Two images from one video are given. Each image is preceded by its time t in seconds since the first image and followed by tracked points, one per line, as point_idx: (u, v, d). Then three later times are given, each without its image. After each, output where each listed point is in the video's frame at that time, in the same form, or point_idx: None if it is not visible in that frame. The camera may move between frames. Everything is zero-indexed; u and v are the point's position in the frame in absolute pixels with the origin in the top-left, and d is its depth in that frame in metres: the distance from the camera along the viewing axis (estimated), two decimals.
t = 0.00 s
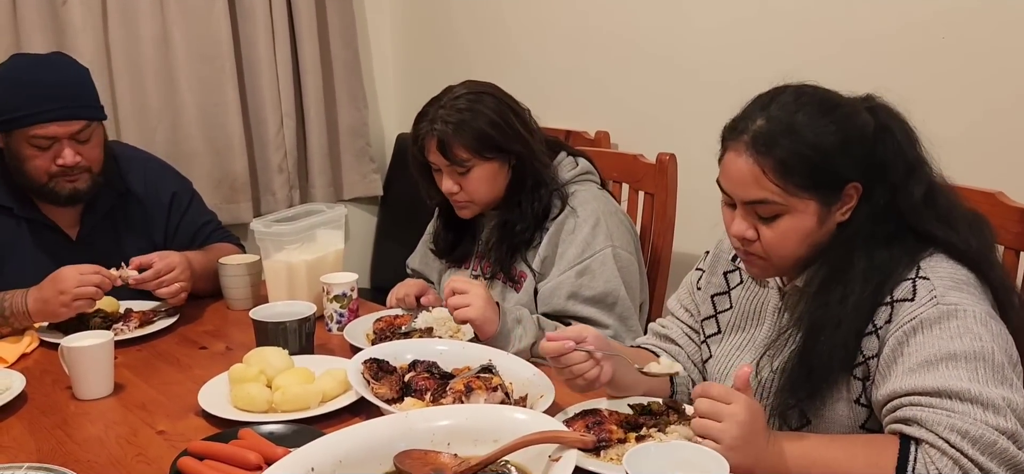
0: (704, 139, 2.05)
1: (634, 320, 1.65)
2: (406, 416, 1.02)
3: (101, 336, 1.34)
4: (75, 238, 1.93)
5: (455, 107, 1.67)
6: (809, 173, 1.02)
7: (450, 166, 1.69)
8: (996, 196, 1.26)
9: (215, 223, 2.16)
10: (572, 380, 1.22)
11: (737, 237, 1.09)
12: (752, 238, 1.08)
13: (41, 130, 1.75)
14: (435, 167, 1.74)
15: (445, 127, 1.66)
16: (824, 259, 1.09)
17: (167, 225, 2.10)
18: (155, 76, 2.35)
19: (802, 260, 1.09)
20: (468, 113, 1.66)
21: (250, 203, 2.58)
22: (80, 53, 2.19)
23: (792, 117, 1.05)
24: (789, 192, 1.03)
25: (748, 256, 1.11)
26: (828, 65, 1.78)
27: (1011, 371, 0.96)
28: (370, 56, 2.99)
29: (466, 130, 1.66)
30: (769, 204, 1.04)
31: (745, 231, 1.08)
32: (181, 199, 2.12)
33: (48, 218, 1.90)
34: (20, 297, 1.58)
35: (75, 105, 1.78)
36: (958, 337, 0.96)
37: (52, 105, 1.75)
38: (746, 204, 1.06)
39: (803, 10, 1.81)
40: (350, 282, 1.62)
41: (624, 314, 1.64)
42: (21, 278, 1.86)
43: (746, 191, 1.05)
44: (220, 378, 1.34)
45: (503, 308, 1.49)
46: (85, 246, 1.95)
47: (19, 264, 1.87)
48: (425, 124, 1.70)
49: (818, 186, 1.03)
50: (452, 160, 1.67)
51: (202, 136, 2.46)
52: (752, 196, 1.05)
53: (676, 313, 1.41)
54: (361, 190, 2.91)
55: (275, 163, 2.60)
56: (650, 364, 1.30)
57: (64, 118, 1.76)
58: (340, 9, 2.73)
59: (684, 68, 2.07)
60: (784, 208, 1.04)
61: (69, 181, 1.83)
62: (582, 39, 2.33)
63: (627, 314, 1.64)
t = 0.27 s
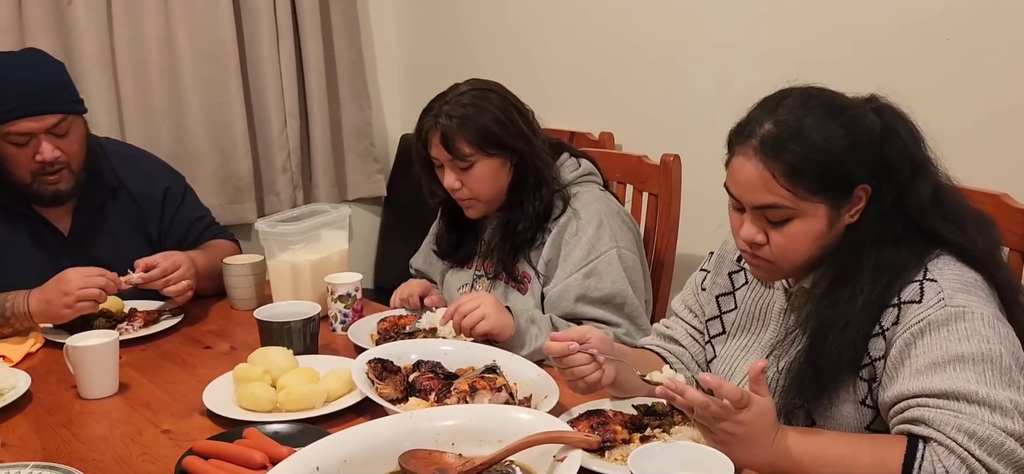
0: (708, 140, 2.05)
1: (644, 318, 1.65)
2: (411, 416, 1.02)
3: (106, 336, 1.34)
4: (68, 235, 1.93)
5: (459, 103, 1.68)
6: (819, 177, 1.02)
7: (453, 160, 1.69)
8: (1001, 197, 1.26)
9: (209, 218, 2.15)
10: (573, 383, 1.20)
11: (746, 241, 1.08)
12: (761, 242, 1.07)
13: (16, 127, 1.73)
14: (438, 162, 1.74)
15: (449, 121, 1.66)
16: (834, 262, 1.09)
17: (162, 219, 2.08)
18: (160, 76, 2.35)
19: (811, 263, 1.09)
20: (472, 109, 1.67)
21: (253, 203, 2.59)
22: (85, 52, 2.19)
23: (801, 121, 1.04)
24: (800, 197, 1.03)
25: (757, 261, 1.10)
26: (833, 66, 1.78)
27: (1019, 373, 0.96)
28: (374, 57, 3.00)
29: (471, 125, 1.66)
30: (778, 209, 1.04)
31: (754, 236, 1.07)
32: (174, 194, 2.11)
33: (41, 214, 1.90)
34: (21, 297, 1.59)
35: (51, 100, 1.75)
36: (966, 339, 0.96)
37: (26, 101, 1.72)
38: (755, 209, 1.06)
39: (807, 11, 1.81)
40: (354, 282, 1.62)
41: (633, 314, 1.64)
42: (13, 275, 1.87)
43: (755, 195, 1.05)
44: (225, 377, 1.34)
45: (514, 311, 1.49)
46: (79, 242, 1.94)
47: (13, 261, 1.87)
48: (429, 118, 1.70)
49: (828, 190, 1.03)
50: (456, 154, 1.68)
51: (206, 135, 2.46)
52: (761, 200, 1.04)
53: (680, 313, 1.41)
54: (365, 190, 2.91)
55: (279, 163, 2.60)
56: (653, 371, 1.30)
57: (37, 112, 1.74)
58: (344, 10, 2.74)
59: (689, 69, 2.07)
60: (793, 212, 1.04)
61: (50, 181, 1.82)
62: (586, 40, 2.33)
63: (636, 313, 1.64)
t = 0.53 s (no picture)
0: (714, 143, 2.05)
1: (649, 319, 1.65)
2: (417, 418, 1.02)
3: (113, 337, 1.35)
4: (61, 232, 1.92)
5: (467, 102, 1.69)
6: (824, 179, 1.02)
7: (460, 158, 1.69)
8: (1007, 201, 1.26)
9: (204, 211, 2.17)
10: (576, 386, 1.20)
11: (751, 243, 1.08)
12: (766, 245, 1.07)
13: None
14: (444, 160, 1.74)
15: (456, 120, 1.67)
16: (839, 267, 1.09)
17: (159, 215, 2.09)
18: (167, 78, 2.36)
19: (817, 266, 1.09)
20: (480, 107, 1.68)
21: (260, 205, 2.60)
22: (93, 54, 2.20)
23: (806, 124, 1.04)
24: (805, 200, 1.03)
25: (762, 263, 1.10)
26: (838, 69, 1.78)
27: None
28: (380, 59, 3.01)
29: (479, 124, 1.67)
30: (783, 211, 1.04)
31: (759, 237, 1.07)
32: (170, 189, 2.12)
33: (31, 211, 1.89)
34: (18, 303, 1.58)
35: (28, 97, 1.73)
36: (972, 342, 0.96)
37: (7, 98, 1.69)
38: (760, 211, 1.06)
39: (812, 14, 1.81)
40: (360, 284, 1.62)
41: (639, 314, 1.64)
42: (13, 274, 1.88)
43: (759, 198, 1.05)
44: (231, 378, 1.35)
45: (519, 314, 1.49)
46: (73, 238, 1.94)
47: (11, 261, 1.88)
48: (436, 117, 1.72)
49: (833, 193, 1.03)
50: (463, 151, 1.68)
51: (213, 137, 2.47)
52: (765, 202, 1.04)
53: (685, 316, 1.41)
54: (371, 193, 2.92)
55: (285, 165, 2.61)
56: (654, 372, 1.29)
57: (17, 107, 1.72)
58: (351, 13, 2.75)
59: (694, 72, 2.07)
60: (799, 215, 1.04)
61: (39, 173, 1.81)
62: (592, 43, 2.33)
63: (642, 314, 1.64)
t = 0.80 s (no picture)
0: (722, 147, 2.05)
1: (650, 318, 1.62)
2: (425, 420, 1.02)
3: (123, 339, 1.35)
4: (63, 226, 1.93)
5: (479, 101, 1.70)
6: (836, 181, 1.01)
7: (471, 158, 1.70)
8: (1018, 205, 1.25)
9: (202, 205, 2.20)
10: (584, 389, 1.19)
11: (765, 250, 1.07)
12: (781, 251, 1.06)
13: None
14: (456, 160, 1.74)
15: (468, 119, 1.68)
16: (850, 271, 1.08)
17: (157, 209, 2.10)
18: (176, 82, 2.37)
19: (830, 269, 1.09)
20: (492, 107, 1.68)
21: (268, 209, 2.60)
22: (104, 58, 2.21)
23: (815, 127, 1.04)
24: (817, 203, 1.02)
25: (776, 270, 1.10)
26: (846, 71, 1.77)
27: None
28: (388, 63, 3.02)
29: (491, 123, 1.67)
30: (798, 217, 1.03)
31: (773, 245, 1.06)
32: (167, 181, 2.15)
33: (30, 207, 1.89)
34: (28, 310, 1.57)
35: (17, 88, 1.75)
36: (985, 346, 0.96)
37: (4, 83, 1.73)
38: (773, 218, 1.05)
39: (820, 17, 1.80)
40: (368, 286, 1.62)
41: (639, 311, 1.61)
42: (21, 274, 1.89)
43: (772, 205, 1.04)
44: (240, 380, 1.35)
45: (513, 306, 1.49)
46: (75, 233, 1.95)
47: (17, 260, 1.89)
48: (448, 117, 1.72)
49: (846, 195, 1.02)
50: (474, 151, 1.68)
51: (222, 140, 2.48)
52: (778, 209, 1.04)
53: (692, 319, 1.41)
54: (378, 196, 2.92)
55: (293, 168, 2.61)
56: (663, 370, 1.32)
57: (15, 92, 1.75)
58: (359, 17, 2.76)
59: (702, 76, 2.07)
60: (813, 219, 1.03)
61: (41, 164, 1.82)
62: (600, 48, 2.34)
63: (642, 313, 1.61)
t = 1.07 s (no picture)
0: (732, 150, 2.04)
1: (661, 325, 1.62)
2: (436, 423, 1.02)
3: (135, 342, 1.36)
4: (69, 223, 1.97)
5: (491, 104, 1.70)
6: (852, 186, 1.00)
7: (484, 159, 1.69)
8: None
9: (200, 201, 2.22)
10: (595, 393, 1.19)
11: (784, 260, 1.06)
12: (800, 260, 1.05)
13: None
14: (468, 161, 1.74)
15: (481, 121, 1.68)
16: (868, 272, 1.07)
17: (157, 202, 2.14)
18: (187, 87, 2.39)
19: (852, 275, 1.07)
20: (504, 109, 1.69)
21: (278, 213, 2.62)
22: (116, 62, 2.23)
23: (828, 134, 1.03)
24: (836, 210, 1.01)
25: (798, 278, 1.08)
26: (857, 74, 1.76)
27: None
28: (398, 67, 3.03)
29: (503, 124, 1.67)
30: (817, 225, 1.02)
31: (793, 254, 1.05)
32: (164, 177, 2.16)
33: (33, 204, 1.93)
34: (40, 318, 1.56)
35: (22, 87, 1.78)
36: (1002, 350, 0.95)
37: (5, 70, 1.79)
38: (791, 228, 1.04)
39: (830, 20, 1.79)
40: (378, 290, 1.63)
41: (650, 317, 1.61)
42: (27, 273, 1.92)
43: (789, 214, 1.03)
44: (252, 383, 1.36)
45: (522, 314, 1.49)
46: (79, 229, 1.98)
47: (22, 258, 1.91)
48: (460, 119, 1.72)
49: (863, 201, 1.02)
50: (487, 153, 1.68)
51: (233, 145, 2.50)
52: (797, 218, 1.02)
53: (703, 323, 1.40)
54: (389, 200, 2.93)
55: (302, 172, 2.63)
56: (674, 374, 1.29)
57: (18, 78, 1.82)
58: (369, 22, 2.77)
59: (712, 79, 2.06)
60: (833, 226, 1.02)
61: (42, 148, 1.88)
62: (610, 52, 2.34)
63: (653, 319, 1.61)
